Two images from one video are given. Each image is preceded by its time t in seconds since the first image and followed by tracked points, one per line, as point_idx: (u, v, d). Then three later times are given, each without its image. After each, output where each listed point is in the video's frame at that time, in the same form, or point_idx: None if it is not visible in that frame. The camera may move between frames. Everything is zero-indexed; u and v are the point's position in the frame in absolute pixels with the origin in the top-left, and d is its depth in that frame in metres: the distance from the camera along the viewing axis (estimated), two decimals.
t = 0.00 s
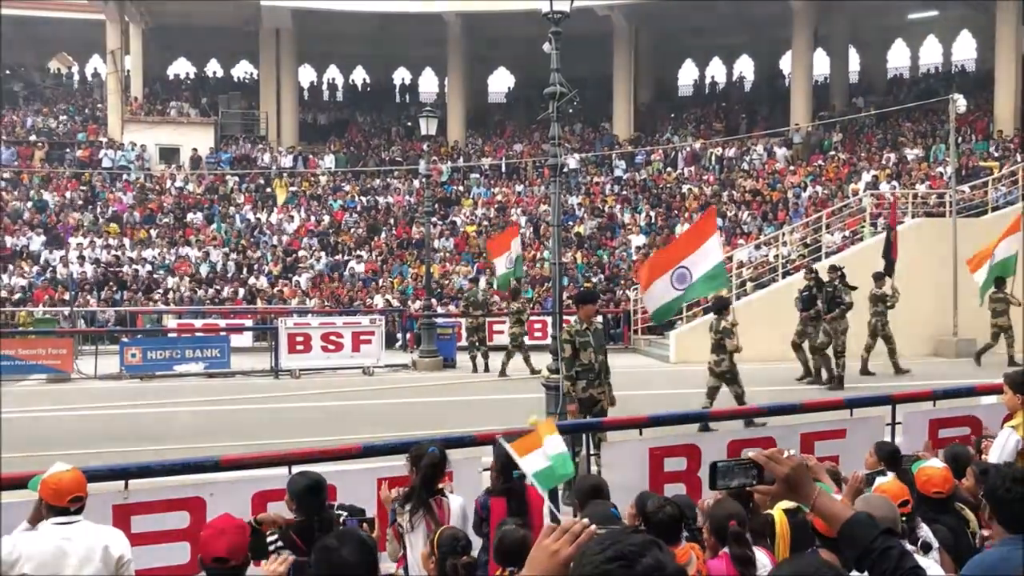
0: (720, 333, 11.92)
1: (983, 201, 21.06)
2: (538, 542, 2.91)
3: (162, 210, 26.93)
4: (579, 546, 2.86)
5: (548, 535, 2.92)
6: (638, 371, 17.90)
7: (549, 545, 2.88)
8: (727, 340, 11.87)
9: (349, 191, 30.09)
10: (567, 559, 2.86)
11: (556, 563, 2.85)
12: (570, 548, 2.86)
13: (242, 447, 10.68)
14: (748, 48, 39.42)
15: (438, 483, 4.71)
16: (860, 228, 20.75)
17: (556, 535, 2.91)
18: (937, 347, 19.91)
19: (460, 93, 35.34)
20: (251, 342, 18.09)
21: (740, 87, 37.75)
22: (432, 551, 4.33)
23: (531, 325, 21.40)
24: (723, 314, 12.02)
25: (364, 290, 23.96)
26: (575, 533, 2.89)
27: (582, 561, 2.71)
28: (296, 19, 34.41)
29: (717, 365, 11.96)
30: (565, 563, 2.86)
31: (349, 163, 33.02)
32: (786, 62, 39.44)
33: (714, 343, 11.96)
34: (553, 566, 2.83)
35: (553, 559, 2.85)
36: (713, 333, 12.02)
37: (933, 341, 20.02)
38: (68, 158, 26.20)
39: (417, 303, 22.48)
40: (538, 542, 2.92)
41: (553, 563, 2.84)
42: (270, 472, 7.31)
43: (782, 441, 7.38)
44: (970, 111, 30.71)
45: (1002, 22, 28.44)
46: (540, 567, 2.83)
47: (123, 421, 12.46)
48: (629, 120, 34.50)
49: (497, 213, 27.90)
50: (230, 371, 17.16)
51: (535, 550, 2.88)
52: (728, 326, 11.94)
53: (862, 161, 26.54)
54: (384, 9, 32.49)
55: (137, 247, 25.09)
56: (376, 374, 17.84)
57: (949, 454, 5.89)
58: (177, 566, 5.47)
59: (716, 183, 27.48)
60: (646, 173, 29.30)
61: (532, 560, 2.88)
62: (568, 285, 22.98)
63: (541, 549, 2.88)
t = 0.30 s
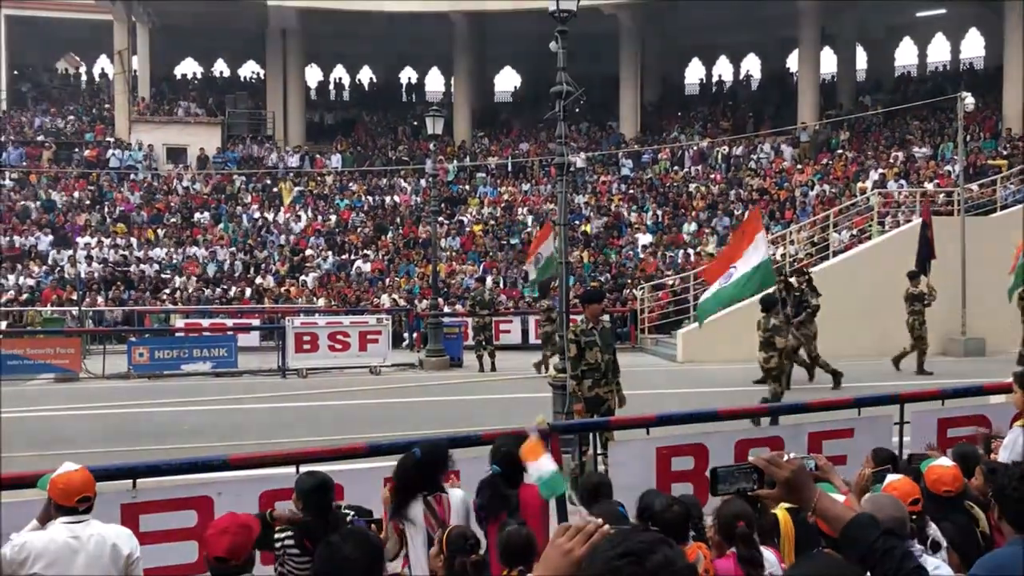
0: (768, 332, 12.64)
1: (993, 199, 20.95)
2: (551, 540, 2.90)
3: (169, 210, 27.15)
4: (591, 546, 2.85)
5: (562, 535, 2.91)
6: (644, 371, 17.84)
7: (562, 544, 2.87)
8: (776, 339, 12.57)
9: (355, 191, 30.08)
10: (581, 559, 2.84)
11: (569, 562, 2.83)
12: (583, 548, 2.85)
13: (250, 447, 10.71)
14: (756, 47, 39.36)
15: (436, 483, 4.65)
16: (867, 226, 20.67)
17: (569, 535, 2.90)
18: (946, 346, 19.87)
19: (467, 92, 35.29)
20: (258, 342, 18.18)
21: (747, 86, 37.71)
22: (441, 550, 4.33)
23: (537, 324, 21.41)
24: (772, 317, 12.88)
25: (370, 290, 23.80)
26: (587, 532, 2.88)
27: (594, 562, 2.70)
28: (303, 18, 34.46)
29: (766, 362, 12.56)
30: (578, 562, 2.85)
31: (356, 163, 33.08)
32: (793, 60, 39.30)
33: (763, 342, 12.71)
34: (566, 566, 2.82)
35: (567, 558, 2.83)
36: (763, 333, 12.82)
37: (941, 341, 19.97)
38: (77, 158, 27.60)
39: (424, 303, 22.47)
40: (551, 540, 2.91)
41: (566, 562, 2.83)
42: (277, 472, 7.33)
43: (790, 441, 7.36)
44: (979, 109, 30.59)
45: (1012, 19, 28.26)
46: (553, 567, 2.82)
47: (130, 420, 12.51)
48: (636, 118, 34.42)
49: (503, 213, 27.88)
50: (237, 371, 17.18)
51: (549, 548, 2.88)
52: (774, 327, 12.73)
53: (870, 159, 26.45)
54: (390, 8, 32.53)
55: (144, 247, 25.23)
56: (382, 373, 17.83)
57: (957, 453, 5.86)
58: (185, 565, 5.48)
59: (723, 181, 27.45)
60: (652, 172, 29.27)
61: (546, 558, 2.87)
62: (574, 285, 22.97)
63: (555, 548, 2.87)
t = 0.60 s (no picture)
0: (816, 334, 12.41)
1: (1001, 197, 20.90)
2: (559, 539, 2.90)
3: (177, 210, 27.39)
4: (599, 545, 2.85)
5: (570, 534, 2.90)
6: (651, 371, 17.82)
7: (570, 543, 2.87)
8: (823, 339, 12.36)
9: (362, 190, 29.99)
10: (587, 558, 2.84)
11: (577, 561, 2.83)
12: (591, 548, 2.84)
13: (258, 445, 10.73)
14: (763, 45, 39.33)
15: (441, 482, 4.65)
16: (875, 226, 20.62)
17: (577, 534, 2.89)
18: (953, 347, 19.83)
19: (473, 91, 35.20)
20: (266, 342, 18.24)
21: (755, 85, 37.67)
22: (447, 547, 4.31)
23: (544, 323, 21.37)
24: (820, 316, 12.56)
25: (377, 289, 23.72)
26: (595, 532, 2.87)
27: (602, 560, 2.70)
28: (310, 18, 34.48)
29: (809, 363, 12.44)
30: (585, 560, 2.85)
31: (363, 162, 33.11)
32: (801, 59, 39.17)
33: (810, 343, 12.48)
34: (574, 565, 2.82)
35: (574, 557, 2.83)
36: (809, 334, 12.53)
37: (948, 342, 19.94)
38: (85, 158, 28.60)
39: (431, 301, 22.45)
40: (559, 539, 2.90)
41: (573, 561, 2.83)
42: (284, 471, 7.34)
43: (798, 441, 7.34)
44: (988, 107, 30.49)
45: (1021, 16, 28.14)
46: (562, 566, 2.82)
47: (138, 419, 12.55)
48: (643, 116, 34.36)
49: (510, 212, 27.83)
50: (245, 370, 17.19)
51: (556, 547, 2.87)
52: (824, 327, 12.44)
53: (877, 158, 26.39)
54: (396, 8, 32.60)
55: (152, 246, 25.36)
56: (390, 372, 17.83)
57: (965, 451, 5.84)
58: (193, 564, 5.51)
59: (731, 180, 27.41)
60: (659, 171, 29.26)
61: (553, 557, 2.87)
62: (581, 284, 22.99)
63: (563, 547, 2.86)
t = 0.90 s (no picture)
0: (859, 328, 12.08)
1: (1011, 196, 20.82)
2: (564, 540, 2.90)
3: (185, 210, 27.52)
4: (604, 547, 2.85)
5: (574, 534, 2.90)
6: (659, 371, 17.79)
7: (576, 544, 2.87)
8: (867, 334, 12.10)
9: (369, 191, 29.99)
10: (593, 559, 2.84)
11: (582, 561, 2.83)
12: (596, 549, 2.84)
13: (266, 446, 10.76)
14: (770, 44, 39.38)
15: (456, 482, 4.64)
16: (883, 225, 20.56)
17: (582, 534, 2.89)
18: (963, 347, 19.75)
19: (480, 90, 35.20)
20: (274, 342, 18.28)
21: (762, 85, 37.61)
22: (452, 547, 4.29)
23: (552, 323, 21.35)
24: (865, 309, 12.15)
25: (385, 289, 23.74)
26: (600, 532, 2.87)
27: (612, 563, 2.72)
28: (318, 18, 34.51)
29: (855, 358, 12.19)
30: (590, 561, 2.85)
31: (371, 162, 33.18)
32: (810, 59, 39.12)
33: (854, 337, 12.18)
34: (579, 565, 2.82)
35: (579, 558, 2.83)
36: (853, 327, 12.24)
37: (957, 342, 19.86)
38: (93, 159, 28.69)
39: (439, 302, 22.47)
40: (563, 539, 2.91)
41: (578, 561, 2.83)
42: (292, 471, 7.35)
43: (807, 441, 7.33)
44: (997, 106, 30.38)
45: None
46: (567, 566, 2.82)
47: (146, 420, 12.60)
48: (650, 115, 34.34)
49: (517, 212, 27.80)
50: (253, 370, 17.23)
51: (561, 548, 2.87)
52: (868, 321, 12.09)
53: (886, 157, 26.32)
54: (404, 9, 32.63)
55: (160, 247, 25.46)
56: (398, 372, 17.85)
57: (976, 450, 5.82)
58: (203, 563, 5.54)
59: (738, 180, 27.37)
60: (667, 171, 29.22)
61: (558, 557, 2.86)
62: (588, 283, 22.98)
63: (568, 548, 2.86)
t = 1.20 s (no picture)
0: (909, 330, 11.56)
1: None
2: (570, 538, 2.90)
3: (196, 213, 27.61)
4: (612, 544, 2.85)
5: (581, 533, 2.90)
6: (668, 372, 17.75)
7: (582, 542, 2.87)
8: (917, 334, 11.54)
9: (380, 192, 29.99)
10: (600, 557, 2.85)
11: (589, 559, 2.84)
12: (603, 546, 2.85)
13: (278, 447, 10.79)
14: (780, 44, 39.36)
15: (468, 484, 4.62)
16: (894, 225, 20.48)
17: (589, 533, 2.89)
18: (976, 346, 19.61)
19: (489, 92, 35.20)
20: (285, 343, 18.32)
21: (772, 85, 37.51)
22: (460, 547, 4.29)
23: (562, 324, 21.33)
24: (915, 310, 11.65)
25: (395, 291, 23.76)
26: (608, 531, 2.87)
27: (623, 563, 2.70)
28: (327, 21, 34.58)
29: (906, 360, 11.68)
30: (597, 559, 2.86)
31: (381, 164, 33.23)
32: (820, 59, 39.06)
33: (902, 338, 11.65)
34: (587, 562, 2.82)
35: (587, 555, 2.84)
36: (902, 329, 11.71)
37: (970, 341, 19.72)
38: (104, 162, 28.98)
39: (449, 303, 22.50)
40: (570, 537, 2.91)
41: (585, 560, 2.84)
42: (304, 473, 7.37)
43: (818, 442, 7.31)
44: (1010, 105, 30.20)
45: None
46: (574, 563, 2.83)
47: (158, 421, 12.68)
48: (660, 116, 34.28)
49: (527, 213, 27.79)
50: (265, 371, 17.26)
51: (567, 546, 2.88)
52: (918, 323, 11.58)
53: (897, 157, 26.23)
54: (413, 10, 32.66)
55: (172, 249, 25.57)
56: (408, 373, 17.86)
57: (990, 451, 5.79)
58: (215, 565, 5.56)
59: (749, 180, 27.30)
60: (677, 171, 29.18)
61: (565, 556, 2.87)
62: (597, 284, 22.96)
63: (574, 546, 2.87)
